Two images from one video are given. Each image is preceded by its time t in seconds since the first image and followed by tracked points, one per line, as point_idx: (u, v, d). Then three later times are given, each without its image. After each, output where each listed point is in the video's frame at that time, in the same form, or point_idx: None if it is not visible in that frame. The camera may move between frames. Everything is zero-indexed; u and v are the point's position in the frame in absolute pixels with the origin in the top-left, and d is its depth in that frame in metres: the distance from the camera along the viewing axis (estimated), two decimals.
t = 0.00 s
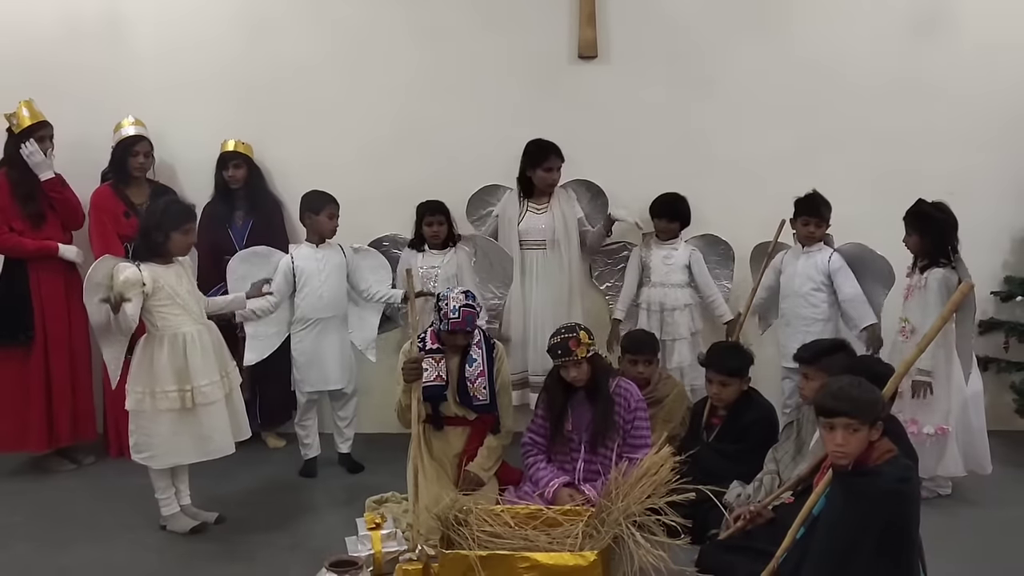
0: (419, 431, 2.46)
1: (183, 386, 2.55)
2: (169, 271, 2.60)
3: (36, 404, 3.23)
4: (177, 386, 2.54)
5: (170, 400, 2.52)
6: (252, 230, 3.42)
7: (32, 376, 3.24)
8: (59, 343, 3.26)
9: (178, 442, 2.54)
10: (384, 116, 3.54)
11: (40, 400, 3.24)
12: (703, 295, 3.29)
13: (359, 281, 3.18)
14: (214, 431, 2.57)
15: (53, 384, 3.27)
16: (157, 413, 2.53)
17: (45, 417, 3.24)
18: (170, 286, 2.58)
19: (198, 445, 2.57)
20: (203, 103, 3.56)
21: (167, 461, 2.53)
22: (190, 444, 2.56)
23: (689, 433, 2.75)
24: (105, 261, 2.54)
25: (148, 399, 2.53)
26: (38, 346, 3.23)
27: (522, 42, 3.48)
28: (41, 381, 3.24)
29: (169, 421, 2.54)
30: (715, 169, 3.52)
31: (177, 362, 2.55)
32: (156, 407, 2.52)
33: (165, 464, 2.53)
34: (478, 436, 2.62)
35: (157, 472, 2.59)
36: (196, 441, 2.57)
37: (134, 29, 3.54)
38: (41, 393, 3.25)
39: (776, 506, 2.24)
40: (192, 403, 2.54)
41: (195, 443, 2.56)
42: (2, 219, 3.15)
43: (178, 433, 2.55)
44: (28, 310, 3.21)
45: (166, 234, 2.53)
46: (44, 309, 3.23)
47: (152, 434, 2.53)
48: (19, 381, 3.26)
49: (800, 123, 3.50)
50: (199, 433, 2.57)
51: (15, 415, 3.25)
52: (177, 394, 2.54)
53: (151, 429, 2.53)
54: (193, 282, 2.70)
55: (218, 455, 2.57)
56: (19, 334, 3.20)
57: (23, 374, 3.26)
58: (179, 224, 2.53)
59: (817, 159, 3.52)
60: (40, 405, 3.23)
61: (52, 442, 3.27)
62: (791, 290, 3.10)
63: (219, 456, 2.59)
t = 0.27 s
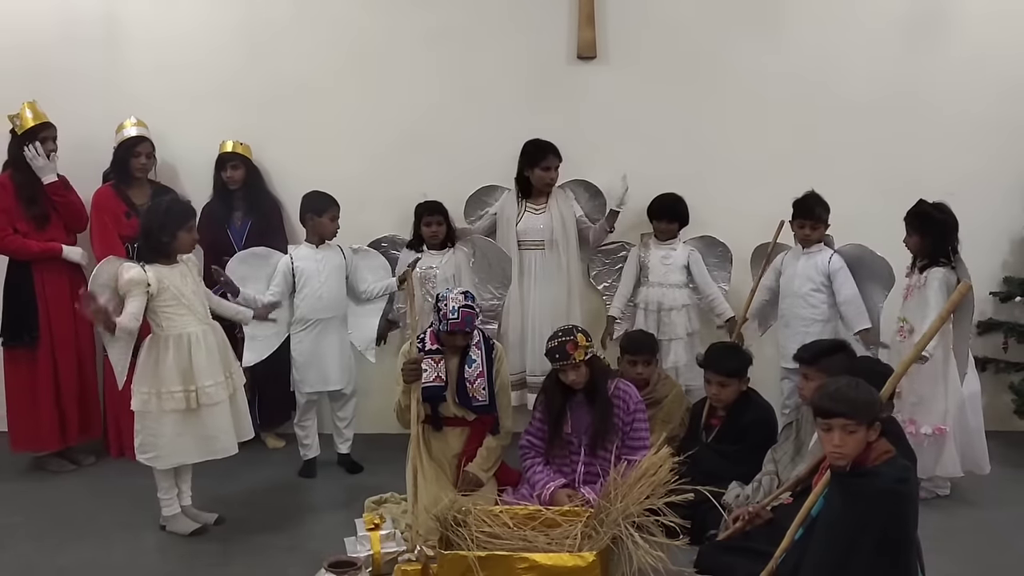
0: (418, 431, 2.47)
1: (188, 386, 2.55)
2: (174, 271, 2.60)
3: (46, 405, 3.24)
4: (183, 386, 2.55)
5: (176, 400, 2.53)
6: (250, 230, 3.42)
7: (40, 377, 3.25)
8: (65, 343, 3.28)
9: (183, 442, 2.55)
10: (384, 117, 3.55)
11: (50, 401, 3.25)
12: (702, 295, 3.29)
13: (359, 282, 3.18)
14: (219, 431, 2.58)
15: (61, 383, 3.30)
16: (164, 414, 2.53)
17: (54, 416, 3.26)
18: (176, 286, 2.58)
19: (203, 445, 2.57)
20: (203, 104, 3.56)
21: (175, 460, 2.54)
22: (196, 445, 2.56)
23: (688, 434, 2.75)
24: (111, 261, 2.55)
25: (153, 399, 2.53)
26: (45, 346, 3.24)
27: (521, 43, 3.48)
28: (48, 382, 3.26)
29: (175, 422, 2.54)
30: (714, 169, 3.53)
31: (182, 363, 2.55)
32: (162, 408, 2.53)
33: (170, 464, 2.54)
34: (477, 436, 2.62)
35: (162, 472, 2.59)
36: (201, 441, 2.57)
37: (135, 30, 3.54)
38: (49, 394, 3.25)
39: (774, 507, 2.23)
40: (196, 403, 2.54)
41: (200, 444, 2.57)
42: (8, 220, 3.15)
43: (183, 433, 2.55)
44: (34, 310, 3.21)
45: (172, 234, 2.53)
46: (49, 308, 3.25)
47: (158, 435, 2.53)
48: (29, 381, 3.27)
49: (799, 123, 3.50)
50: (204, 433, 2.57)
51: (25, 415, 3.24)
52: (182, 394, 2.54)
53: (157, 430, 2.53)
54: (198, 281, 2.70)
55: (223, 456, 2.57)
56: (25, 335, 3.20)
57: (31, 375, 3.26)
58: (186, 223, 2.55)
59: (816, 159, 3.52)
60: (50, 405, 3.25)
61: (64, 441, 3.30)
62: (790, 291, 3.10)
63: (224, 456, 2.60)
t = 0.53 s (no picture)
0: (419, 430, 2.47)
1: (193, 385, 2.56)
2: (177, 271, 2.61)
3: (50, 405, 3.25)
4: (187, 385, 2.55)
5: (180, 399, 2.53)
6: (250, 230, 3.42)
7: (44, 377, 3.26)
8: (69, 343, 3.28)
9: (188, 441, 2.55)
10: (385, 117, 3.55)
11: (53, 403, 3.26)
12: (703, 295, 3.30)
13: (359, 282, 3.19)
14: (226, 429, 2.59)
15: (65, 383, 3.30)
16: (170, 413, 2.53)
17: (60, 415, 3.27)
18: (179, 286, 2.59)
19: (209, 443, 2.58)
20: (204, 104, 3.57)
21: (180, 460, 2.54)
22: (201, 442, 2.57)
23: (689, 433, 2.76)
24: (114, 262, 2.55)
25: (158, 399, 2.53)
26: (48, 345, 3.24)
27: (522, 43, 3.49)
28: (53, 383, 3.26)
29: (181, 422, 2.54)
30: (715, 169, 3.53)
31: (186, 361, 2.56)
32: (167, 407, 2.53)
33: (180, 464, 2.54)
34: (478, 435, 2.63)
35: (168, 472, 2.59)
36: (206, 439, 2.58)
37: (136, 30, 3.55)
38: (53, 392, 3.26)
39: (773, 506, 2.23)
40: (201, 401, 2.55)
41: (206, 443, 2.57)
42: (12, 220, 3.15)
43: (189, 433, 2.55)
44: (37, 309, 3.21)
45: (176, 234, 2.54)
46: (52, 308, 3.25)
47: (165, 433, 2.54)
48: (34, 382, 3.28)
49: (799, 123, 3.51)
50: (209, 431, 2.58)
51: (30, 415, 3.25)
52: (186, 392, 2.55)
53: (165, 430, 2.54)
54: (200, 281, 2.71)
55: (230, 454, 2.58)
56: (29, 334, 3.20)
57: (35, 373, 3.27)
58: (189, 223, 2.56)
59: (816, 159, 3.52)
60: (55, 407, 3.26)
61: (70, 438, 3.31)
62: (791, 290, 3.11)
63: (230, 454, 2.61)
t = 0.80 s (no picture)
0: (420, 429, 2.48)
1: (189, 387, 2.56)
2: (174, 274, 2.61)
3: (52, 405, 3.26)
4: (184, 387, 2.56)
5: (179, 401, 2.54)
6: (251, 231, 3.43)
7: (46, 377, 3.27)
8: (71, 343, 3.29)
9: (186, 442, 2.55)
10: (385, 117, 3.56)
11: (56, 404, 3.26)
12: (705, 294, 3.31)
13: (361, 281, 3.20)
14: (224, 431, 2.59)
15: (67, 384, 3.30)
16: (166, 414, 2.55)
17: (60, 415, 3.27)
18: (176, 288, 2.60)
19: (208, 445, 2.58)
20: (205, 104, 3.58)
21: (179, 463, 2.54)
22: (199, 446, 2.57)
23: (689, 431, 2.77)
24: (112, 265, 2.56)
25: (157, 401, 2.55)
26: (50, 345, 3.26)
27: (522, 43, 3.50)
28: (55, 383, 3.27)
29: (177, 424, 2.55)
30: (715, 169, 3.54)
31: (182, 363, 2.57)
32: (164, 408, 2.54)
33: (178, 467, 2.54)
34: (480, 434, 2.64)
35: (159, 472, 2.61)
36: (206, 442, 2.58)
37: (138, 31, 3.56)
38: (54, 391, 3.27)
39: (773, 505, 2.24)
40: (198, 404, 2.55)
41: (204, 445, 2.57)
42: (15, 220, 3.16)
43: (187, 434, 2.56)
44: (40, 309, 3.23)
45: (172, 235, 2.55)
46: (54, 308, 3.26)
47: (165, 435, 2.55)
48: (36, 382, 3.29)
49: (799, 123, 3.52)
50: (207, 433, 2.58)
51: (31, 415, 3.27)
52: (184, 395, 2.55)
53: (162, 429, 2.56)
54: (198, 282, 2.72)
55: (228, 456, 2.58)
56: (31, 334, 3.22)
57: (36, 372, 3.29)
58: (186, 224, 2.56)
59: (816, 159, 3.54)
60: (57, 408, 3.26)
61: (70, 439, 3.32)
62: (792, 290, 3.13)
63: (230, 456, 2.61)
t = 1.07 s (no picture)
0: (423, 427, 2.50)
1: (187, 385, 2.58)
2: (179, 271, 2.63)
3: (52, 404, 3.27)
4: (181, 385, 2.58)
5: (174, 399, 2.56)
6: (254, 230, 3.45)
7: (47, 376, 3.29)
8: (73, 343, 3.30)
9: (179, 439, 2.58)
10: (388, 117, 3.58)
11: (56, 403, 3.28)
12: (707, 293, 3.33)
13: (364, 281, 3.23)
14: (218, 431, 2.60)
15: (69, 383, 3.31)
16: (158, 411, 2.56)
17: (61, 414, 3.29)
18: (180, 286, 2.62)
19: (201, 443, 2.60)
20: (209, 105, 3.60)
21: (165, 459, 2.56)
22: (191, 443, 2.59)
23: (689, 428, 2.79)
24: (117, 261, 2.59)
25: (151, 397, 2.57)
26: (53, 344, 3.27)
27: (524, 43, 3.52)
28: (56, 382, 3.29)
29: (172, 420, 2.58)
30: (716, 169, 3.56)
31: (183, 360, 2.58)
32: (160, 405, 2.56)
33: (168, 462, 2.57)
34: (482, 432, 2.65)
35: (162, 468, 2.62)
36: (198, 440, 2.60)
37: (142, 31, 3.58)
38: (56, 390, 3.28)
39: (774, 502, 2.24)
40: (194, 402, 2.57)
41: (195, 442, 2.59)
42: (20, 219, 3.18)
43: (182, 431, 2.59)
44: (43, 308, 3.25)
45: (175, 234, 2.56)
46: (57, 307, 3.27)
47: (153, 431, 2.57)
48: (37, 380, 3.31)
49: (799, 123, 3.54)
50: (201, 432, 2.60)
51: (33, 414, 3.29)
52: (181, 392, 2.57)
53: (152, 426, 2.57)
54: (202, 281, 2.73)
55: (219, 455, 2.60)
56: (34, 333, 3.24)
57: (38, 371, 3.30)
58: (190, 221, 2.59)
59: (817, 159, 3.55)
60: (57, 407, 3.28)
61: (70, 439, 3.32)
62: (791, 289, 3.15)
63: (221, 455, 2.63)
